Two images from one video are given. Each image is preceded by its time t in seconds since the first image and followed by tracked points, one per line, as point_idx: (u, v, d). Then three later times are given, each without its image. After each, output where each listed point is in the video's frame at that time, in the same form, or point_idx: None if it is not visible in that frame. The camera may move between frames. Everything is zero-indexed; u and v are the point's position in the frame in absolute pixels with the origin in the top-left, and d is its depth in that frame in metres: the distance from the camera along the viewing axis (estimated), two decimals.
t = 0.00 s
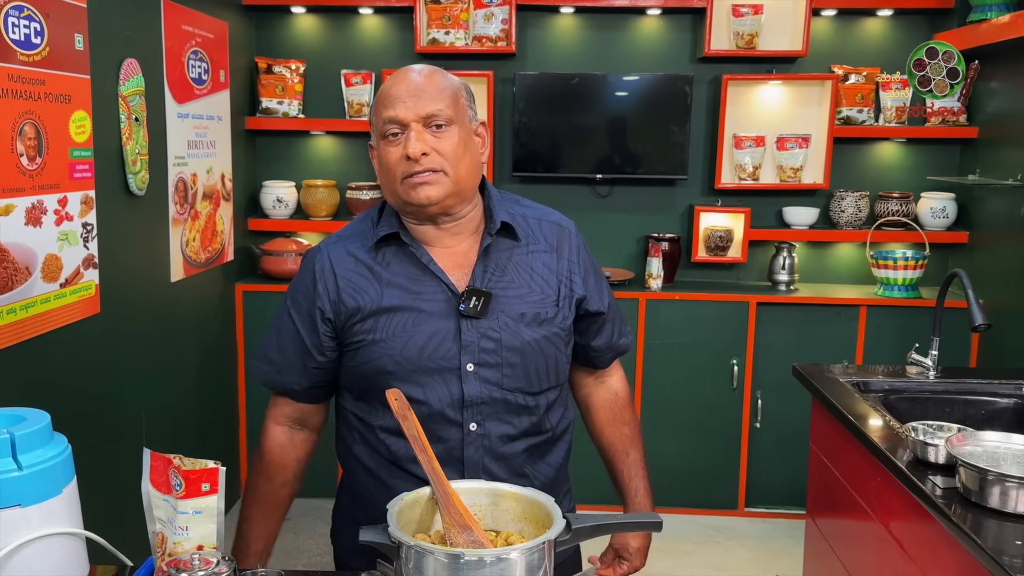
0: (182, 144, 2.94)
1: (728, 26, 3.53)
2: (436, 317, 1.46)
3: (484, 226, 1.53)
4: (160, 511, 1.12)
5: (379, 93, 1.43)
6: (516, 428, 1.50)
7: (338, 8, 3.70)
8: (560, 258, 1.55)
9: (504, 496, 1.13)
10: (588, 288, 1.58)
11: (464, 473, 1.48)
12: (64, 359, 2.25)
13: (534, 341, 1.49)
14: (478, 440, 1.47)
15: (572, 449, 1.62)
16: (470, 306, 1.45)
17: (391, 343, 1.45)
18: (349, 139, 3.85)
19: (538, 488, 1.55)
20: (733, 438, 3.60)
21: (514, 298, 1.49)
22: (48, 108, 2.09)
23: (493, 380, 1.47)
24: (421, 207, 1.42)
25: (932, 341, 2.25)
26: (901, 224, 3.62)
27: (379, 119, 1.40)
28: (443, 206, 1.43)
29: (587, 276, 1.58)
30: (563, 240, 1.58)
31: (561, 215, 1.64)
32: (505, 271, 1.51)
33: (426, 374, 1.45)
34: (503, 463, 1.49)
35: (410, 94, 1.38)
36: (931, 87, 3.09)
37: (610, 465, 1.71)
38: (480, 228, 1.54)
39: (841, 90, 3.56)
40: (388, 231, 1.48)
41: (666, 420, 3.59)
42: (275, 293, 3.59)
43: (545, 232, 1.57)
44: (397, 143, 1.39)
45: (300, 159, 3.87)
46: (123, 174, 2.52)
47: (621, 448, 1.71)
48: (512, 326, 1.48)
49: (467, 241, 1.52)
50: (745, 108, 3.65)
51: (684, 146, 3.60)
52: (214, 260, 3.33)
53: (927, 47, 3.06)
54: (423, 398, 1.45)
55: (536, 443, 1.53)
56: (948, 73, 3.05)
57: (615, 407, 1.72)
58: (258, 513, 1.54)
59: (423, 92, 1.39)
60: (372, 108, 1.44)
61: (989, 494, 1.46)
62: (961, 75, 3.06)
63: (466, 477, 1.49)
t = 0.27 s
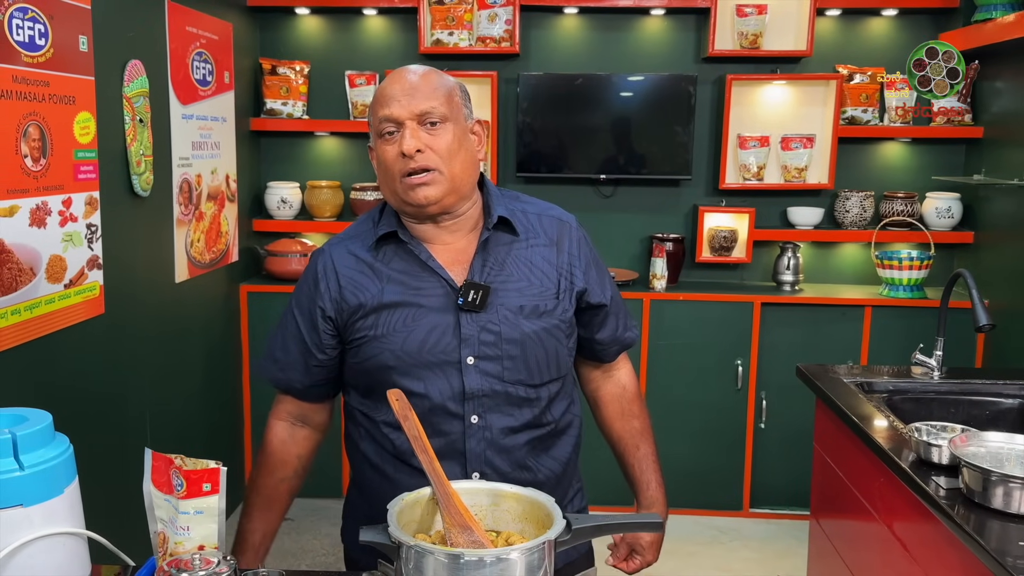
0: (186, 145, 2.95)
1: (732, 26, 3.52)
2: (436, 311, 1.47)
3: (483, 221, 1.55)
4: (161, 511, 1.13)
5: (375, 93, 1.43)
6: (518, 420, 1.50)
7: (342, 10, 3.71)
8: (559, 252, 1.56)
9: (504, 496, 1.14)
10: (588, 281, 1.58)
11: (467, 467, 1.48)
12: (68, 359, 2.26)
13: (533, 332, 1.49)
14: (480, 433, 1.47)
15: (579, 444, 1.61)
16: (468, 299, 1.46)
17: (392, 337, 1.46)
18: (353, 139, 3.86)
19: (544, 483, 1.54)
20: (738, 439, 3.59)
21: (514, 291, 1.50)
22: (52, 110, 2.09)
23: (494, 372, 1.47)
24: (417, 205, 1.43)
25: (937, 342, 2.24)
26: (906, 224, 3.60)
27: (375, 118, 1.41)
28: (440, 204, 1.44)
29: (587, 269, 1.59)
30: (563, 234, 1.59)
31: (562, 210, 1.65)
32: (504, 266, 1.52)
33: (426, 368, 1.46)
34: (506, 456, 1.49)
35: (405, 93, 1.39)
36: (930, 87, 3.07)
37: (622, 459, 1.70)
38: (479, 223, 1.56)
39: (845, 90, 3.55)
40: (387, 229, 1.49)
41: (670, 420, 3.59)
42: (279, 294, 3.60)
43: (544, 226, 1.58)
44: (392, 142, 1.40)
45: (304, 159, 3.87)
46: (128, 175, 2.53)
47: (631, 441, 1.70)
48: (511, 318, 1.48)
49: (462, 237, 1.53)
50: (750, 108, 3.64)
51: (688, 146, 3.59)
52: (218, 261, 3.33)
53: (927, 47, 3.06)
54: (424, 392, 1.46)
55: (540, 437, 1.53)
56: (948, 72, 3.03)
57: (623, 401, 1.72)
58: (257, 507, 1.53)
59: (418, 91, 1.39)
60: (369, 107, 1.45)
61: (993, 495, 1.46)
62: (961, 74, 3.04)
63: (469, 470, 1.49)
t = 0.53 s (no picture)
0: (189, 146, 2.95)
1: (735, 26, 3.52)
2: (455, 301, 1.50)
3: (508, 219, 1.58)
4: (162, 512, 1.12)
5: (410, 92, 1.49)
6: (531, 413, 1.51)
7: (344, 11, 3.71)
8: (581, 254, 1.58)
9: (505, 497, 1.13)
10: (609, 283, 1.59)
11: (478, 457, 1.50)
12: (71, 360, 2.26)
13: (550, 327, 1.51)
14: (492, 423, 1.49)
15: (594, 445, 1.62)
16: (488, 289, 1.49)
17: (411, 324, 1.49)
18: (355, 140, 3.86)
19: (555, 480, 1.55)
20: (741, 439, 3.59)
21: (533, 287, 1.52)
22: (55, 111, 2.10)
23: (509, 364, 1.49)
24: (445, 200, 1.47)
25: (940, 342, 2.23)
26: (909, 224, 3.59)
27: (409, 116, 1.47)
28: (467, 200, 1.48)
29: (608, 272, 1.60)
30: (585, 238, 1.60)
31: (586, 216, 1.66)
32: (525, 262, 1.54)
33: (443, 356, 1.48)
34: (518, 447, 1.51)
35: (438, 92, 1.45)
36: (930, 87, 3.06)
37: (633, 470, 1.67)
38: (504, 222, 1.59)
39: (848, 90, 3.55)
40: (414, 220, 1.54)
41: (674, 421, 3.58)
42: (282, 295, 3.61)
43: (566, 228, 1.59)
44: (424, 138, 1.45)
45: (307, 160, 3.88)
46: (130, 176, 2.53)
47: (643, 453, 1.66)
48: (529, 312, 1.50)
49: (489, 233, 1.56)
50: (752, 108, 3.63)
51: (690, 146, 3.59)
52: (221, 262, 3.34)
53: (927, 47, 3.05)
54: (439, 378, 1.48)
55: (553, 433, 1.54)
56: (948, 72, 3.02)
57: (639, 411, 1.70)
58: (305, 499, 1.55)
59: (450, 90, 1.45)
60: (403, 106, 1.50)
61: (996, 495, 1.45)
62: (961, 74, 3.03)
63: (479, 460, 1.50)
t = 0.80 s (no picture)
0: (189, 147, 2.95)
1: (734, 26, 3.51)
2: (494, 295, 1.52)
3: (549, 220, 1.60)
4: (160, 514, 1.13)
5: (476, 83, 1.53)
6: (560, 410, 1.54)
7: (344, 12, 3.71)
8: (616, 261, 1.60)
9: (502, 498, 1.13)
10: (640, 292, 1.62)
11: (507, 448, 1.52)
12: (70, 362, 2.26)
13: (584, 328, 1.54)
14: (523, 417, 1.52)
15: (615, 445, 1.65)
16: (528, 286, 1.51)
17: (449, 314, 1.52)
18: (355, 141, 3.86)
19: (577, 474, 1.58)
20: (742, 440, 3.58)
21: (569, 288, 1.55)
22: (54, 113, 2.10)
23: (543, 360, 1.52)
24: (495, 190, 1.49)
25: (940, 342, 2.23)
26: (910, 224, 3.59)
27: (472, 106, 1.50)
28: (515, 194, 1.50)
29: (639, 281, 1.63)
30: (619, 247, 1.62)
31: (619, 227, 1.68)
32: (563, 263, 1.57)
33: (478, 347, 1.51)
34: (545, 441, 1.53)
35: (506, 88, 1.48)
36: (930, 87, 3.06)
37: (648, 479, 1.68)
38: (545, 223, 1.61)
39: (847, 90, 3.54)
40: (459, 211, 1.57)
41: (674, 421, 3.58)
42: (282, 296, 3.61)
43: (603, 236, 1.62)
44: (485, 129, 1.48)
45: (307, 161, 3.88)
46: (130, 178, 2.54)
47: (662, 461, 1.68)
48: (566, 311, 1.53)
49: (530, 233, 1.59)
50: (752, 109, 3.63)
51: (690, 147, 3.59)
52: (221, 263, 3.34)
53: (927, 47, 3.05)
54: (474, 369, 1.50)
55: (577, 429, 1.57)
56: (948, 73, 3.02)
57: (658, 420, 1.72)
58: (319, 479, 1.56)
59: (516, 88, 1.49)
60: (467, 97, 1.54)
61: (994, 496, 1.45)
62: (961, 74, 3.02)
63: (508, 452, 1.52)
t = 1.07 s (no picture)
0: (186, 148, 2.95)
1: (732, 26, 3.51)
2: (516, 296, 1.54)
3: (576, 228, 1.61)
4: (154, 516, 1.12)
5: (524, 88, 1.54)
6: (574, 413, 1.55)
7: (342, 12, 3.71)
8: (636, 273, 1.62)
9: (497, 499, 1.13)
10: (658, 305, 1.64)
11: (520, 447, 1.53)
12: (66, 363, 2.26)
13: (602, 335, 1.55)
14: (537, 417, 1.53)
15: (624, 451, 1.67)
16: (551, 291, 1.53)
17: (471, 312, 1.53)
18: (353, 142, 3.86)
19: (587, 477, 1.59)
20: (740, 440, 3.58)
21: (590, 294, 1.56)
22: (50, 114, 2.10)
23: (561, 363, 1.53)
24: (534, 199, 1.52)
25: (937, 341, 2.22)
26: (908, 224, 3.59)
27: (521, 111, 1.52)
28: (552, 205, 1.54)
29: (658, 294, 1.65)
30: (639, 259, 1.64)
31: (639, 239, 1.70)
32: (586, 269, 1.58)
33: (498, 347, 1.52)
34: (558, 442, 1.55)
35: (558, 98, 1.51)
36: (930, 87, 3.06)
37: (649, 477, 1.75)
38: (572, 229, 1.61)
39: (846, 89, 3.54)
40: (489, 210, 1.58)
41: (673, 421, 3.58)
42: (280, 297, 3.61)
43: (625, 246, 1.63)
44: (533, 137, 1.50)
45: (305, 162, 3.88)
46: (127, 179, 2.53)
47: (663, 466, 1.74)
48: (586, 317, 1.54)
49: (557, 240, 1.59)
50: (750, 109, 3.63)
51: (688, 147, 3.59)
52: (218, 264, 3.34)
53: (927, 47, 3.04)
54: (492, 367, 1.52)
55: (589, 432, 1.58)
56: (947, 73, 3.02)
57: (663, 426, 1.74)
58: (331, 464, 1.55)
59: (567, 98, 1.51)
60: (515, 98, 1.56)
61: (991, 495, 1.45)
62: (961, 74, 3.02)
63: (520, 451, 1.53)
